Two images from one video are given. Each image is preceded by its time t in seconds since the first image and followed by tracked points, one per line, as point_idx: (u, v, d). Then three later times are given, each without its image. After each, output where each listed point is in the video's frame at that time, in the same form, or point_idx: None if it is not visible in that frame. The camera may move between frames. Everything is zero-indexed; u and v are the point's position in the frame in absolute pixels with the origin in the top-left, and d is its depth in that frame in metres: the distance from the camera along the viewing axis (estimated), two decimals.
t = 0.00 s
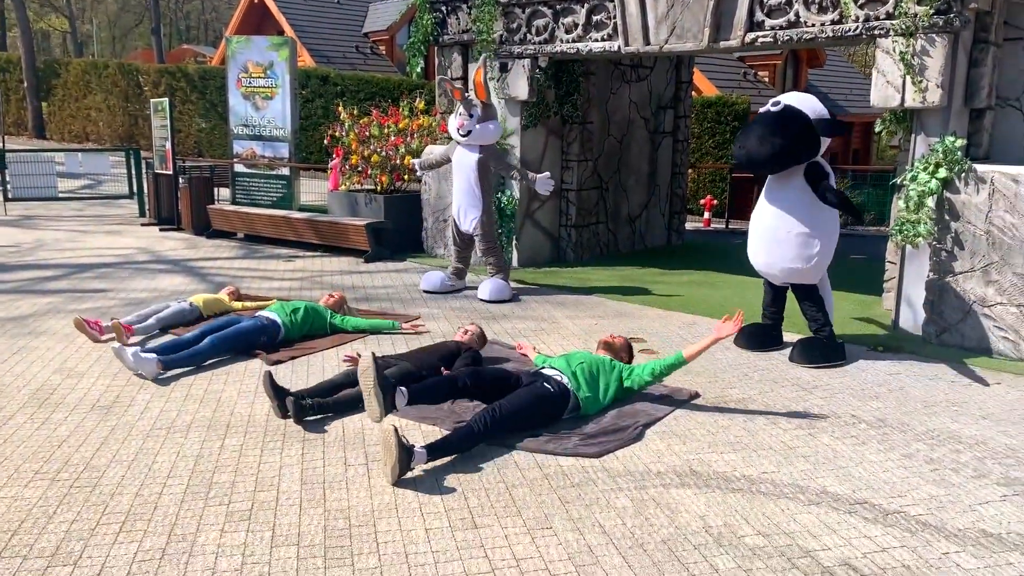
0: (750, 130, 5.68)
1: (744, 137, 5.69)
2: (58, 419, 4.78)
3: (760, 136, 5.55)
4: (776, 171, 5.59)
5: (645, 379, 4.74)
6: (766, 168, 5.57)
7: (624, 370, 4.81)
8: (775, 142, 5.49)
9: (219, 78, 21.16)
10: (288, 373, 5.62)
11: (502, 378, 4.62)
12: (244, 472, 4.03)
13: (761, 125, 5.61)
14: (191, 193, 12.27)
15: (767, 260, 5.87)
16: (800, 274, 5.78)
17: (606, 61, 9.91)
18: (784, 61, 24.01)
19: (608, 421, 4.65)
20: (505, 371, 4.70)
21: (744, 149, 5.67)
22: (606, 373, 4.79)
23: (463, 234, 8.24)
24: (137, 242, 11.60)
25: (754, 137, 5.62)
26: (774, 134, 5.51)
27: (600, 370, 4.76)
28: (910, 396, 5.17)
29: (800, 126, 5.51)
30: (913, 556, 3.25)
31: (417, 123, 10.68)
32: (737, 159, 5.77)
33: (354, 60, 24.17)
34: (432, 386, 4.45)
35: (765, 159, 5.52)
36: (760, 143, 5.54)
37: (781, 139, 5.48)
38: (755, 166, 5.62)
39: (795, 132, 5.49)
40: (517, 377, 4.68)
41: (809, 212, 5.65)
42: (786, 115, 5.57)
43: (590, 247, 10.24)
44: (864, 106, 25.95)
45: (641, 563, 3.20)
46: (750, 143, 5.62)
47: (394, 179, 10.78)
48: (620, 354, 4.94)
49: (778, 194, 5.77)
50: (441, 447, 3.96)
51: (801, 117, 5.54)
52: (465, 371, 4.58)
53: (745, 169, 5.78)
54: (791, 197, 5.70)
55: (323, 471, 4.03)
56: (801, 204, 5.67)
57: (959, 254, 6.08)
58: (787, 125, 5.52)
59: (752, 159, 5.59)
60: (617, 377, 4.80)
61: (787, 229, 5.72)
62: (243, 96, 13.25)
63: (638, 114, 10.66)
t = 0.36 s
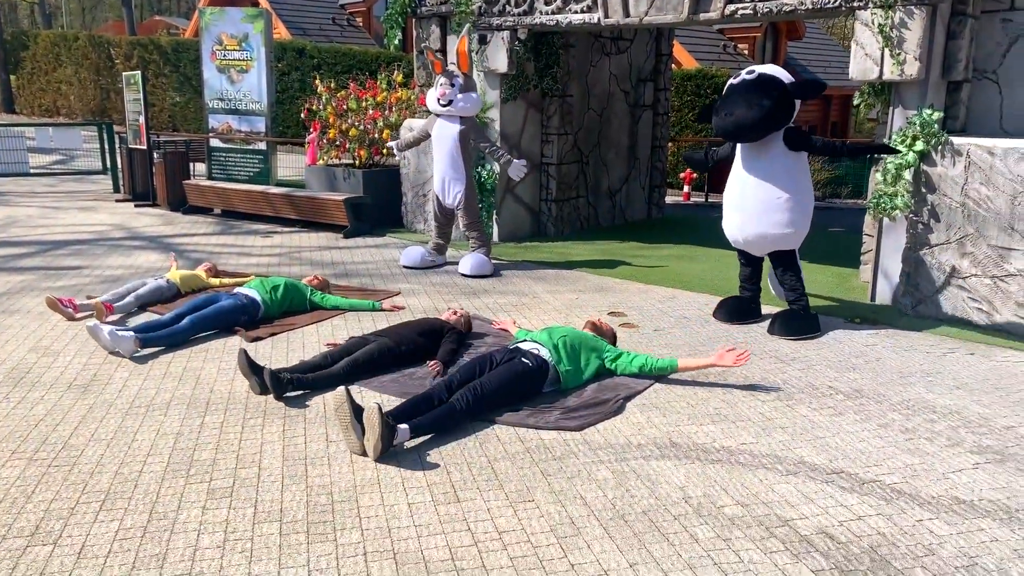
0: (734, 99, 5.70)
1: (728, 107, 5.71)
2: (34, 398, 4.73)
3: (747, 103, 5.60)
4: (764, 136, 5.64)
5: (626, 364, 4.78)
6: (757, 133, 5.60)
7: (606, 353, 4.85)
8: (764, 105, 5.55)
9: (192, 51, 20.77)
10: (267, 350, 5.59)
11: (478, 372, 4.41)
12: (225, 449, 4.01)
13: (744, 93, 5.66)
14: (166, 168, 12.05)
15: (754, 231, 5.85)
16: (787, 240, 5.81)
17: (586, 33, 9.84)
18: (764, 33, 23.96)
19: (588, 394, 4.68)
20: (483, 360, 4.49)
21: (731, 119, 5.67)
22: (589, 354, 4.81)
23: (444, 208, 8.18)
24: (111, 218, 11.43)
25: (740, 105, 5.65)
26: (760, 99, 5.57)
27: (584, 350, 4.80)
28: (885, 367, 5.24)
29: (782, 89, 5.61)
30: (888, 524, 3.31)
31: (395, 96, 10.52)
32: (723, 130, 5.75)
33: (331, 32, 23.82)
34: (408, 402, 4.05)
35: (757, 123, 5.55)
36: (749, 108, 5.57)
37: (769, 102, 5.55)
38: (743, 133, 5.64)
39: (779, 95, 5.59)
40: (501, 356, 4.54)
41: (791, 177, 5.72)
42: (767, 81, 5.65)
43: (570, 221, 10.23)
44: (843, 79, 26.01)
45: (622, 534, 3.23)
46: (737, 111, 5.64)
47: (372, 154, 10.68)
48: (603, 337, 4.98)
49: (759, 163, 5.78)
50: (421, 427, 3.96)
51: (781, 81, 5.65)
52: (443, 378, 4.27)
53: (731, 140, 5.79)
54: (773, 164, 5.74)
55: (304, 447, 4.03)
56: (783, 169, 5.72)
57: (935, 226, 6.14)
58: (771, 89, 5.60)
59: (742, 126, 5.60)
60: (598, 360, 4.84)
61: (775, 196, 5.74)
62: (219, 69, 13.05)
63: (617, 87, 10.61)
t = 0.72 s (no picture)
0: (738, 79, 5.68)
1: (731, 87, 5.68)
2: (18, 384, 4.68)
3: (754, 81, 5.60)
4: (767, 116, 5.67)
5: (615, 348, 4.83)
6: (763, 112, 5.60)
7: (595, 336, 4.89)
8: (770, 84, 5.58)
9: (173, 31, 20.48)
10: (254, 334, 5.56)
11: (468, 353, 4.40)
12: (214, 434, 4.00)
13: (747, 72, 5.65)
14: (149, 149, 11.94)
15: (753, 213, 5.83)
16: (785, 222, 5.83)
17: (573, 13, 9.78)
18: (749, 14, 23.90)
19: (576, 377, 4.69)
20: (473, 341, 4.48)
21: (736, 98, 5.64)
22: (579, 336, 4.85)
23: (432, 192, 8.16)
24: (94, 202, 11.30)
25: (744, 84, 5.64)
26: (766, 78, 5.60)
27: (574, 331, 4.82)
28: (871, 348, 5.28)
29: (783, 70, 5.67)
30: (874, 504, 3.35)
31: (380, 77, 10.36)
32: (727, 110, 5.69)
33: (314, 13, 23.55)
34: (399, 384, 4.05)
35: (765, 101, 5.56)
36: (757, 87, 5.57)
37: (775, 81, 5.59)
38: (748, 113, 5.62)
39: (781, 75, 5.64)
40: (491, 336, 4.53)
41: (789, 158, 5.75)
42: (768, 61, 5.68)
43: (557, 204, 10.22)
44: (828, 61, 26.04)
45: (612, 516, 3.25)
46: (744, 90, 5.61)
47: (358, 136, 10.59)
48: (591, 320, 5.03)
49: (757, 145, 5.77)
50: (413, 408, 3.96)
51: (781, 62, 5.70)
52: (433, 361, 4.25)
53: (733, 121, 5.74)
54: (771, 146, 5.74)
55: (294, 432, 4.02)
56: (780, 151, 5.75)
57: (920, 208, 6.18)
58: (774, 69, 5.63)
59: (750, 104, 5.58)
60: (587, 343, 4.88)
61: (776, 178, 5.74)
62: (201, 50, 12.92)
63: (604, 69, 10.57)
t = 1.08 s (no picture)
0: (751, 68, 5.66)
1: (743, 75, 5.67)
2: (15, 380, 4.67)
3: (766, 72, 5.58)
4: (777, 110, 5.64)
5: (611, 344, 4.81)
6: (772, 104, 5.58)
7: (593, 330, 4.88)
8: (782, 76, 5.56)
9: (166, 23, 20.37)
10: (252, 329, 5.55)
11: (467, 352, 4.41)
12: (213, 429, 3.99)
13: (760, 63, 5.64)
14: (144, 141, 11.85)
15: (755, 209, 5.83)
16: (786, 219, 5.83)
17: (569, 6, 9.75)
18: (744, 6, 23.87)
19: (575, 370, 4.70)
20: (473, 340, 4.48)
21: (747, 87, 5.63)
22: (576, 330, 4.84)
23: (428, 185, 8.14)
24: (88, 195, 11.25)
25: (756, 74, 5.62)
26: (778, 70, 5.58)
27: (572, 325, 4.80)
28: (868, 341, 5.30)
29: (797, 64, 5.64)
30: (873, 498, 3.36)
31: (376, 70, 10.35)
32: (736, 98, 5.69)
33: (308, 4, 23.45)
34: (399, 383, 4.08)
35: (776, 93, 5.54)
36: (768, 78, 5.55)
37: (788, 74, 5.56)
38: (757, 104, 5.61)
39: (794, 69, 5.61)
40: (490, 335, 4.54)
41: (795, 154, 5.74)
42: (782, 54, 5.67)
43: (554, 197, 10.21)
44: (824, 52, 26.04)
45: (612, 511, 3.26)
46: (755, 80, 5.60)
47: (353, 128, 10.55)
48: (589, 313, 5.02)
49: (761, 141, 5.78)
50: (413, 408, 3.97)
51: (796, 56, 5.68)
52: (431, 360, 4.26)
53: (742, 110, 5.73)
54: (778, 141, 5.74)
55: (293, 427, 4.02)
56: (787, 147, 5.74)
57: (917, 201, 6.19)
58: (788, 61, 5.61)
59: (760, 94, 5.57)
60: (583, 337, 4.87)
61: (778, 175, 5.74)
62: (195, 42, 12.90)
63: (600, 61, 10.54)
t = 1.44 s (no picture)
0: (767, 65, 5.68)
1: (759, 73, 5.68)
2: (15, 380, 4.66)
3: (781, 73, 5.59)
4: (786, 112, 5.64)
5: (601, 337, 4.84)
6: (782, 106, 5.59)
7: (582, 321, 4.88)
8: (796, 79, 5.55)
9: (165, 20, 20.37)
10: (252, 328, 5.55)
11: (467, 352, 4.41)
12: (214, 430, 3.99)
13: (778, 62, 5.64)
14: (144, 139, 11.82)
15: (751, 210, 5.84)
16: (783, 223, 5.82)
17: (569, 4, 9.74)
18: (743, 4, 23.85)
19: (574, 371, 4.70)
20: (472, 339, 4.48)
21: (760, 85, 5.64)
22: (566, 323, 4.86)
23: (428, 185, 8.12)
24: (87, 194, 11.24)
25: (771, 74, 5.63)
26: (794, 71, 5.58)
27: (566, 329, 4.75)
28: (868, 340, 5.30)
29: (814, 70, 5.63)
30: (874, 498, 3.37)
31: (375, 68, 10.31)
32: (748, 94, 5.72)
33: (307, 2, 23.42)
34: (399, 383, 4.09)
35: (787, 95, 5.54)
36: (781, 78, 5.56)
37: (802, 77, 5.56)
38: (768, 104, 5.62)
39: (810, 74, 5.60)
40: (490, 334, 4.54)
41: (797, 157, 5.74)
42: (801, 57, 5.66)
43: (553, 195, 10.20)
44: (823, 50, 26.07)
45: (613, 511, 3.26)
46: (769, 78, 5.62)
47: (353, 127, 10.55)
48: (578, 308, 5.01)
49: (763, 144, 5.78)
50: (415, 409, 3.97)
51: (814, 63, 5.67)
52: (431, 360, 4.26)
53: (753, 108, 5.75)
54: (780, 144, 5.73)
55: (293, 428, 4.02)
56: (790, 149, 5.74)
57: (917, 200, 6.19)
58: (805, 65, 5.60)
59: (771, 93, 5.58)
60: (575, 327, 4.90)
61: (777, 179, 5.74)
62: (194, 40, 12.92)
63: (600, 59, 10.53)
